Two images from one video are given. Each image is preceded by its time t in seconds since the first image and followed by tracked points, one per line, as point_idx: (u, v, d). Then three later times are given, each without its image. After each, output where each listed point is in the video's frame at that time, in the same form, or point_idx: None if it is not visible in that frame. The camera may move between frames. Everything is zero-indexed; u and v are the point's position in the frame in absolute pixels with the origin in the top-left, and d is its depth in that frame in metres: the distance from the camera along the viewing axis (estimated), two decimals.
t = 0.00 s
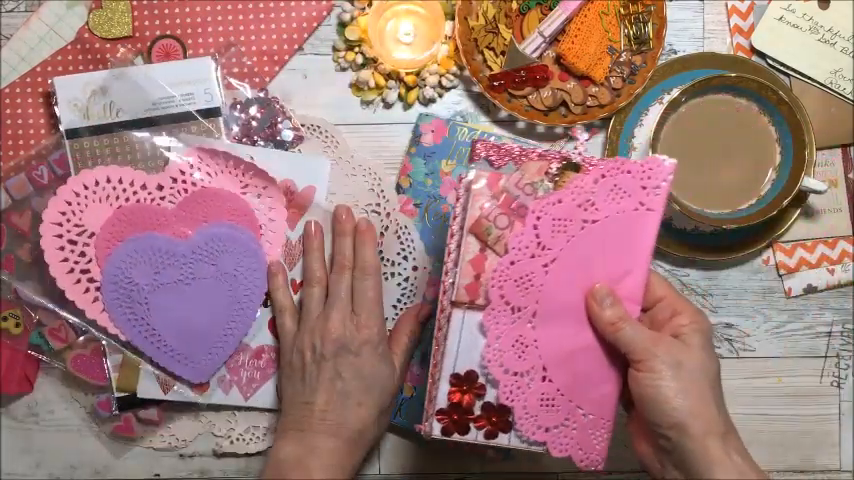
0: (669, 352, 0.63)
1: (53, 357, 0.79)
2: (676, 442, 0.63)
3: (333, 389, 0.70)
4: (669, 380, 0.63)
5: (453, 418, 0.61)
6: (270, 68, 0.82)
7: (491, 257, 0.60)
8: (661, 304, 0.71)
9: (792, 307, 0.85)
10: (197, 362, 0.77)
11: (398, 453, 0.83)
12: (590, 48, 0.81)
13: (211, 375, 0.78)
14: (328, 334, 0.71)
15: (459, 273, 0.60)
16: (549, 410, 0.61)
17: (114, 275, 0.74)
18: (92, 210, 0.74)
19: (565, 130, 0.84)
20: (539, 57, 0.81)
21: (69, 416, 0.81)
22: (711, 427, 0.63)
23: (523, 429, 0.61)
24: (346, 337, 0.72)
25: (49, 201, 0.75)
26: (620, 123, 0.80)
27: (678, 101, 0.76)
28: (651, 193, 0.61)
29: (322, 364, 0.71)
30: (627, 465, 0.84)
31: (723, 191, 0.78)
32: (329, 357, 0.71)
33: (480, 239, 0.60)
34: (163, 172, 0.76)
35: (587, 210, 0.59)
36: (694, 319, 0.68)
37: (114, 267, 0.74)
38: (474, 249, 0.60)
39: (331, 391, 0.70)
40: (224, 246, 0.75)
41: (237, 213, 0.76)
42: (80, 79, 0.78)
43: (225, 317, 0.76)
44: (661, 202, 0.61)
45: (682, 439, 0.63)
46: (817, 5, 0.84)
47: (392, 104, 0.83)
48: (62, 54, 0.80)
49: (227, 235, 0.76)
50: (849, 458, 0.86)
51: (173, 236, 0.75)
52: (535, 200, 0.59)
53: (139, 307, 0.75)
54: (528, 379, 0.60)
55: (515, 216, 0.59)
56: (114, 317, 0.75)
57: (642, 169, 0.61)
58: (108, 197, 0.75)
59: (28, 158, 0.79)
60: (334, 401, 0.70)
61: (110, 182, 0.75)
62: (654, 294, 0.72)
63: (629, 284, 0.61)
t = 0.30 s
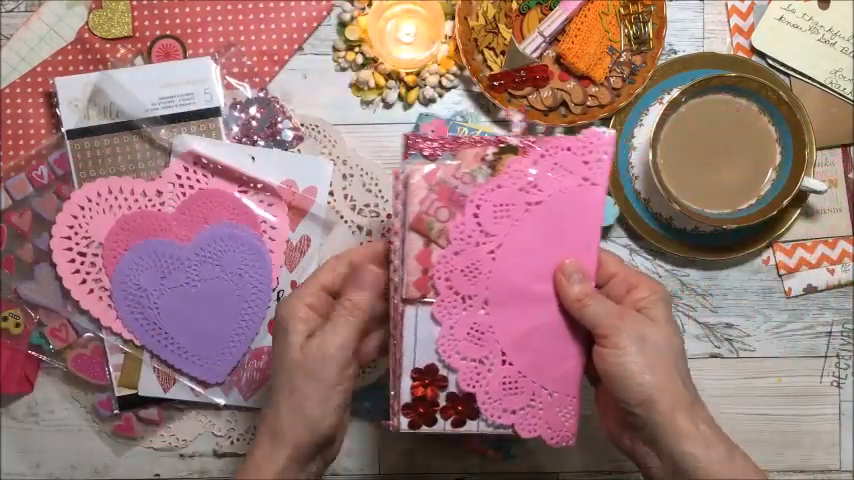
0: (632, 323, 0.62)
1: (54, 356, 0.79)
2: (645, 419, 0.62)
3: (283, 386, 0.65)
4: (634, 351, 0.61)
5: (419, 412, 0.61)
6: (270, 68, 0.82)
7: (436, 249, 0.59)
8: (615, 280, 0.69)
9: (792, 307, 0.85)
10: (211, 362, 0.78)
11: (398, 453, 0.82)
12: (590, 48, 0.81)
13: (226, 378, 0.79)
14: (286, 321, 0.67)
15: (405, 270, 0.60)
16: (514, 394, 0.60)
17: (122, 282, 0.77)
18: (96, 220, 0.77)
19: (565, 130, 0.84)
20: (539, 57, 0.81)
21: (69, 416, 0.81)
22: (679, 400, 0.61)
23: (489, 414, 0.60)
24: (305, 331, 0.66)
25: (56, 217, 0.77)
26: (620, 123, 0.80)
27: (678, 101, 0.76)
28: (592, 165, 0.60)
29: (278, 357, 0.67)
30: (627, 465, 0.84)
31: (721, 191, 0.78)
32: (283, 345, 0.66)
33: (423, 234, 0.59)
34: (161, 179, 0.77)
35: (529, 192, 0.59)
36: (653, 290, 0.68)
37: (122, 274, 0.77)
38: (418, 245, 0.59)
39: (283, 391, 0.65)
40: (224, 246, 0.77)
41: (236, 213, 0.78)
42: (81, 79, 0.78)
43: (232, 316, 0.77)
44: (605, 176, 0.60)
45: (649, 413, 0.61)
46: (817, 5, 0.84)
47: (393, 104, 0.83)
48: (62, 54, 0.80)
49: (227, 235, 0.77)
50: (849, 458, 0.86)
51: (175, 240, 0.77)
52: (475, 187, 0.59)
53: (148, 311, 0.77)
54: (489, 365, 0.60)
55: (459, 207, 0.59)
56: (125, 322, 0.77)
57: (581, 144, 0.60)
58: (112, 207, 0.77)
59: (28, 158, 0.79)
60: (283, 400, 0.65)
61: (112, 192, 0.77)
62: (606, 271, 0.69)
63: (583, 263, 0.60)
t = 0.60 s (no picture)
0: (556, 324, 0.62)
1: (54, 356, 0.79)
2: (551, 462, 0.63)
3: (282, 379, 0.64)
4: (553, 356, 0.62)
5: (396, 383, 0.69)
6: (270, 68, 0.82)
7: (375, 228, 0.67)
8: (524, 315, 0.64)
9: (792, 307, 0.85)
10: (212, 362, 0.78)
11: (398, 453, 0.82)
12: (590, 48, 0.81)
13: (225, 378, 0.79)
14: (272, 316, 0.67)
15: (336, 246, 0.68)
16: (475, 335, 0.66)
17: (122, 282, 0.77)
18: (96, 220, 0.77)
19: (565, 130, 0.84)
20: (539, 57, 0.81)
21: (69, 416, 0.81)
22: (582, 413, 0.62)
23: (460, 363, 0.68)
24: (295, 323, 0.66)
25: (56, 216, 0.77)
26: (621, 123, 0.80)
27: (678, 101, 0.76)
28: (478, 92, 0.66)
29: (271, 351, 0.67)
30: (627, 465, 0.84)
31: (720, 191, 0.78)
32: (275, 336, 0.66)
33: (339, 210, 0.67)
34: (160, 179, 0.77)
35: (428, 136, 0.66)
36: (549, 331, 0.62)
37: (123, 274, 0.77)
38: (339, 221, 0.67)
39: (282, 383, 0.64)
40: (225, 246, 0.77)
41: (236, 213, 0.77)
42: (80, 79, 0.78)
43: (232, 317, 0.77)
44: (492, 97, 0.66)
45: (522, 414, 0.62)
46: (817, 5, 0.84)
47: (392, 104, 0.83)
48: (62, 54, 0.80)
49: (227, 235, 0.77)
50: (849, 458, 0.86)
51: (175, 240, 0.77)
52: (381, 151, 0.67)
53: (148, 311, 0.77)
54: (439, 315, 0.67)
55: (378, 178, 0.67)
56: (125, 322, 0.77)
57: (463, 75, 0.67)
58: (112, 207, 0.77)
59: (28, 158, 0.79)
60: (285, 391, 0.64)
61: (112, 192, 0.77)
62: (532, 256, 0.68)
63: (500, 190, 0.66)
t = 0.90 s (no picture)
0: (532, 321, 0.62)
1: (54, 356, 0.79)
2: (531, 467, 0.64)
3: (277, 383, 0.64)
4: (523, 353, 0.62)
5: (397, 378, 0.69)
6: (270, 68, 0.82)
7: (377, 220, 0.65)
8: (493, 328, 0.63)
9: (792, 307, 0.85)
10: (212, 362, 0.78)
11: (398, 453, 0.82)
12: (590, 48, 0.81)
13: (225, 378, 0.79)
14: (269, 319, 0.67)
15: (335, 240, 0.65)
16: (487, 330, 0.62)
17: (122, 282, 0.77)
18: (96, 220, 0.77)
19: (565, 130, 0.84)
20: (539, 57, 0.81)
21: (69, 416, 0.81)
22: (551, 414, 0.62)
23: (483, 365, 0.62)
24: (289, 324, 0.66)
25: (56, 216, 0.77)
26: (621, 123, 0.80)
27: (678, 101, 0.76)
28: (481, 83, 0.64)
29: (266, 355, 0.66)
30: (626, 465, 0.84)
31: (720, 191, 0.78)
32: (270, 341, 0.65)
33: (340, 202, 0.65)
34: (160, 179, 0.77)
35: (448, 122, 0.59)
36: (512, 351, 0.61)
37: (122, 274, 0.77)
38: (340, 213, 0.65)
39: (275, 390, 0.64)
40: (225, 246, 0.77)
41: (236, 213, 0.77)
42: (80, 79, 0.78)
43: (232, 317, 0.77)
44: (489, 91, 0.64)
45: (493, 410, 0.62)
46: (817, 5, 0.84)
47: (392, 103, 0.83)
48: (62, 55, 0.80)
49: (227, 235, 0.77)
50: (849, 458, 0.86)
51: (175, 240, 0.77)
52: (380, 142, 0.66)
53: (148, 311, 0.77)
54: (462, 310, 0.59)
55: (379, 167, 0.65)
56: (125, 322, 0.77)
57: (469, 67, 0.63)
58: (112, 207, 0.77)
59: (28, 158, 0.79)
60: (279, 398, 0.64)
61: (112, 192, 0.77)
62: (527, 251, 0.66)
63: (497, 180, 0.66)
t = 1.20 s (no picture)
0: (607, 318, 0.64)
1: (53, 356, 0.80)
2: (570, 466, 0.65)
3: (250, 378, 0.64)
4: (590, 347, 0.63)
5: (364, 375, 0.68)
6: (270, 68, 0.82)
7: (340, 223, 0.67)
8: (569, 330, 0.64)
9: (792, 307, 0.85)
10: (212, 362, 0.78)
11: (399, 453, 0.82)
12: (590, 48, 0.81)
13: (225, 379, 0.79)
14: (240, 320, 0.67)
15: (301, 243, 0.67)
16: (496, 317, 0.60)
17: (122, 282, 0.77)
18: (96, 220, 0.77)
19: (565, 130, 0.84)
20: (539, 57, 0.81)
21: (69, 416, 0.81)
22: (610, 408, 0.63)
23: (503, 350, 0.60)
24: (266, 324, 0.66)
25: (56, 217, 0.77)
26: (621, 123, 0.80)
27: (678, 101, 0.76)
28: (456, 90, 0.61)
29: (239, 352, 0.66)
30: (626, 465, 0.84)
31: (720, 191, 0.78)
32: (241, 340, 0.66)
33: (303, 205, 0.67)
34: (159, 179, 0.77)
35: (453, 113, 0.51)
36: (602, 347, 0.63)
37: (123, 274, 0.77)
38: (304, 217, 0.67)
39: (248, 387, 0.64)
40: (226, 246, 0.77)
41: (237, 214, 0.77)
42: (80, 79, 0.78)
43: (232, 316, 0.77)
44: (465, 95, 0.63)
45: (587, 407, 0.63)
46: (817, 5, 0.84)
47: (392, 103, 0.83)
48: (62, 55, 0.80)
49: (227, 235, 0.77)
50: (849, 458, 0.86)
51: (175, 240, 0.77)
52: (341, 147, 0.67)
53: (148, 311, 0.77)
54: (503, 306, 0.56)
55: (340, 171, 0.67)
56: (125, 322, 0.77)
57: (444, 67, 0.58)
58: (112, 207, 0.77)
59: (28, 158, 0.79)
60: (251, 394, 0.64)
61: (112, 192, 0.77)
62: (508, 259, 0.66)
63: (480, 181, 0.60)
